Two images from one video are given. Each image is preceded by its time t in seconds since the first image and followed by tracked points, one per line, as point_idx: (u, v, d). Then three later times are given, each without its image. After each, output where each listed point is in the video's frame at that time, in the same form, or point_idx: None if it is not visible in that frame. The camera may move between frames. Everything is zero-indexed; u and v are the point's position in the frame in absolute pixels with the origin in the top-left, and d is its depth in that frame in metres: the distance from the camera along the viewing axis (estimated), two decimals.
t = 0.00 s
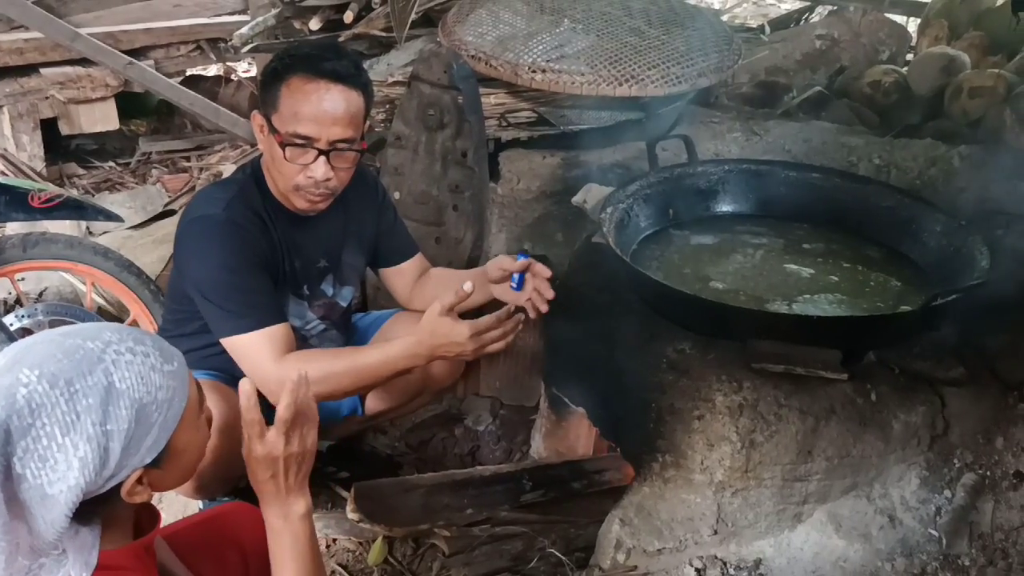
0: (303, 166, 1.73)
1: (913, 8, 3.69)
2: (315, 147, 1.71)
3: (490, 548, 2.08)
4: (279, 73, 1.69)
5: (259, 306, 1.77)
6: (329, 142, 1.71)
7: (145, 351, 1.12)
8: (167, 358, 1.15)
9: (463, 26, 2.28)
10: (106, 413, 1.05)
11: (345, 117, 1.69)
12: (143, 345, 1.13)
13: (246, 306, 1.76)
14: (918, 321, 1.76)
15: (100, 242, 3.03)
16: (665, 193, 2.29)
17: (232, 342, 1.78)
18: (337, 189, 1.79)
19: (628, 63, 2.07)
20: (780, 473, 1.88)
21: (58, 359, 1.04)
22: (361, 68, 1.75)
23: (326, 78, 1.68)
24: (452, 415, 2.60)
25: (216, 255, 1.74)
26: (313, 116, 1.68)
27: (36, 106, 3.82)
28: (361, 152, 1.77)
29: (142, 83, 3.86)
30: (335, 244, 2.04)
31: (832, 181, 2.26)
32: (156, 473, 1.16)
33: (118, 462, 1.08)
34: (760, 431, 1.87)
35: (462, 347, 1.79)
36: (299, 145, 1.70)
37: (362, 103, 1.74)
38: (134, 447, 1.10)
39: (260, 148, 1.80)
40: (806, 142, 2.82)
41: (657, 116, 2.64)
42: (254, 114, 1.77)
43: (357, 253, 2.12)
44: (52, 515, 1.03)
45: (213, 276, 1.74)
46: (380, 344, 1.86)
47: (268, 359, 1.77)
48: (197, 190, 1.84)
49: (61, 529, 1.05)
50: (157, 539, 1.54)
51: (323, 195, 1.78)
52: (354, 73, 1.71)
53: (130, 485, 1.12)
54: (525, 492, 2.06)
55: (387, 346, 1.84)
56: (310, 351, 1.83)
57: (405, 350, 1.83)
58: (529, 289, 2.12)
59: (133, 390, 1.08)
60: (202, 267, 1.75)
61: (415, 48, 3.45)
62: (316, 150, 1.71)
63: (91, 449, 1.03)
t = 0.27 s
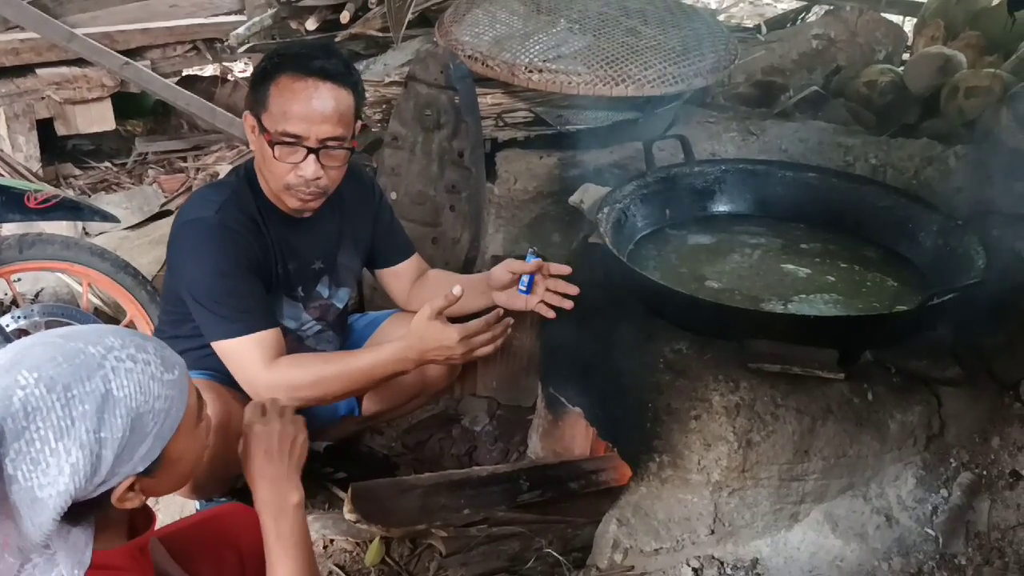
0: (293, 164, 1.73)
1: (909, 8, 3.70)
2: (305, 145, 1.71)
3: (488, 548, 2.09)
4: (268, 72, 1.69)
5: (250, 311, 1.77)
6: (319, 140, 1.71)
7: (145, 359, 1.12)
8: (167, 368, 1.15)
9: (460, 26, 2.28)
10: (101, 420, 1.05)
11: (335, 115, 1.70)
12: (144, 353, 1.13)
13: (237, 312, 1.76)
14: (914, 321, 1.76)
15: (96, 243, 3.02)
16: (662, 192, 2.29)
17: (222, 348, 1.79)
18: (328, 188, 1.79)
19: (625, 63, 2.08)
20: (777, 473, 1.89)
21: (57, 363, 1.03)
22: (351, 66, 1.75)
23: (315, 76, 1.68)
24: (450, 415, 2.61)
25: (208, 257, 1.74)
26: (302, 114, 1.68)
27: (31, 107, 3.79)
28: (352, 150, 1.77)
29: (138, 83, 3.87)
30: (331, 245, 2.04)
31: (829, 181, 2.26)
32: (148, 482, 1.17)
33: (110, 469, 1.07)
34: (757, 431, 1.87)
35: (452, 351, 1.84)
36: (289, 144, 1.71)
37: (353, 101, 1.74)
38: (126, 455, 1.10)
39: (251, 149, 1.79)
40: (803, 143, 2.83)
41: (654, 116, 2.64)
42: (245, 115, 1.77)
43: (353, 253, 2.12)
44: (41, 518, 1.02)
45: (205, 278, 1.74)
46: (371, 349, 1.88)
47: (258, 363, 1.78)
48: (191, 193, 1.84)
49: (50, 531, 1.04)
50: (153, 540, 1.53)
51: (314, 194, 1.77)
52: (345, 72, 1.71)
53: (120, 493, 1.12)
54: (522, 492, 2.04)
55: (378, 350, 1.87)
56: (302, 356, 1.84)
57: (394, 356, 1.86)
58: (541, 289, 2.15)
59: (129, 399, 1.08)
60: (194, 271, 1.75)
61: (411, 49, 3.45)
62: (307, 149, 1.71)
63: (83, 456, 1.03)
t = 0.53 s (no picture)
0: (283, 167, 1.73)
1: (906, 8, 3.70)
2: (294, 147, 1.71)
3: (487, 550, 2.09)
4: (253, 76, 1.69)
5: (243, 323, 1.79)
6: (308, 141, 1.71)
7: (153, 360, 1.12)
8: (174, 369, 1.15)
9: (458, 28, 2.28)
10: (107, 420, 1.04)
11: (322, 115, 1.70)
12: (151, 354, 1.13)
13: (229, 322, 1.77)
14: (913, 321, 1.76)
15: (94, 246, 3.02)
16: (660, 194, 2.29)
17: (215, 357, 1.80)
18: (320, 189, 1.78)
19: (624, 64, 2.08)
20: (776, 474, 1.89)
21: (65, 361, 1.03)
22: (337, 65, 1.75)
23: (300, 76, 1.68)
24: (449, 417, 2.61)
25: (199, 267, 1.75)
26: (289, 117, 1.68)
27: (29, 110, 3.80)
28: (342, 150, 1.77)
29: (136, 85, 3.86)
30: (326, 248, 2.04)
31: (827, 182, 2.26)
32: (150, 482, 1.16)
33: (114, 469, 1.07)
34: (756, 431, 1.87)
35: (442, 359, 1.83)
36: (278, 146, 1.71)
37: (340, 101, 1.74)
38: (130, 456, 1.09)
39: (242, 154, 1.80)
40: (801, 143, 2.85)
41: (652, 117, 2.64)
42: (233, 121, 1.77)
43: (349, 256, 2.12)
44: (43, 516, 1.02)
45: (196, 288, 1.75)
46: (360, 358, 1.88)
47: (249, 374, 1.79)
48: (185, 200, 1.84)
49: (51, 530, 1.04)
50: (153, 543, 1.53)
51: (307, 195, 1.77)
52: (330, 71, 1.71)
53: (122, 493, 1.12)
54: (522, 493, 2.04)
55: (367, 359, 1.86)
56: (294, 367, 1.84)
57: (383, 364, 1.86)
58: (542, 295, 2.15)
59: (136, 399, 1.08)
60: (188, 280, 1.76)
61: (409, 51, 3.45)
62: (296, 151, 1.71)
63: (88, 454, 1.03)
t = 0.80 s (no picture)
0: (273, 168, 1.73)
1: (905, 7, 3.70)
2: (284, 148, 1.71)
3: (487, 549, 2.10)
4: (239, 78, 1.68)
5: (235, 327, 1.80)
6: (298, 141, 1.71)
7: (155, 348, 1.15)
8: (174, 357, 1.19)
9: (457, 27, 2.28)
10: (116, 404, 1.06)
11: (311, 115, 1.70)
12: (152, 343, 1.16)
13: (221, 327, 1.78)
14: (911, 319, 1.76)
15: (93, 246, 3.02)
16: (658, 193, 2.29)
17: (207, 362, 1.82)
18: (312, 189, 1.79)
19: (622, 63, 2.08)
20: (775, 473, 1.89)
21: (71, 348, 1.05)
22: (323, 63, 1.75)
23: (286, 76, 1.68)
24: (448, 416, 2.61)
25: (191, 273, 1.75)
26: (278, 117, 1.68)
27: (27, 110, 3.79)
28: (332, 148, 1.77)
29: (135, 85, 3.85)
30: (321, 249, 2.04)
31: (825, 180, 2.26)
32: (155, 471, 1.17)
33: (123, 454, 1.08)
34: (755, 430, 1.87)
35: (434, 363, 1.88)
36: (268, 148, 1.71)
37: (328, 100, 1.74)
38: (137, 442, 1.11)
39: (232, 157, 1.80)
40: (800, 142, 2.85)
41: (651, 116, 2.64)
42: (222, 123, 1.77)
43: (344, 256, 2.12)
44: (55, 504, 1.01)
45: (188, 294, 1.76)
46: (351, 363, 1.92)
47: (243, 379, 1.82)
48: (176, 204, 1.84)
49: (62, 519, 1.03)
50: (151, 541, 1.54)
51: (299, 195, 1.77)
52: (316, 69, 1.71)
53: (130, 481, 1.13)
54: (521, 493, 2.04)
55: (359, 363, 1.90)
56: (287, 371, 1.87)
57: (374, 368, 1.89)
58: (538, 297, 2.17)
59: (141, 384, 1.10)
60: (179, 285, 1.76)
61: (407, 51, 3.45)
62: (285, 151, 1.71)
63: (99, 438, 1.03)
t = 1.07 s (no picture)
0: (267, 168, 1.73)
1: (904, 5, 3.70)
2: (277, 148, 1.71)
3: (487, 549, 2.10)
4: (230, 79, 1.69)
5: (229, 331, 1.80)
6: (290, 140, 1.71)
7: (164, 345, 1.16)
8: (182, 355, 1.19)
9: (456, 27, 2.28)
10: (126, 396, 1.06)
11: (303, 114, 1.70)
12: (161, 340, 1.17)
13: (214, 331, 1.79)
14: (911, 317, 1.76)
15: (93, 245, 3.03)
16: (658, 192, 2.29)
17: (202, 365, 1.82)
18: (306, 188, 1.79)
19: (622, 62, 2.08)
20: (775, 471, 1.89)
21: (83, 341, 1.06)
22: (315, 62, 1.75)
23: (277, 75, 1.68)
24: (448, 415, 2.62)
25: (185, 276, 1.76)
26: (270, 117, 1.68)
27: (26, 110, 3.80)
28: (324, 147, 1.77)
29: (134, 85, 3.85)
30: (317, 249, 2.04)
31: (824, 179, 2.26)
32: (159, 469, 1.16)
33: (131, 448, 1.08)
34: (755, 429, 1.87)
35: (429, 366, 1.88)
36: (260, 148, 1.71)
37: (320, 98, 1.74)
38: (145, 436, 1.11)
39: (226, 159, 1.80)
40: (799, 141, 2.86)
41: (650, 115, 2.64)
42: (215, 126, 1.78)
43: (340, 256, 2.12)
44: (63, 495, 1.01)
45: (182, 298, 1.76)
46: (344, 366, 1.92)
47: (237, 382, 1.82)
48: (170, 207, 1.84)
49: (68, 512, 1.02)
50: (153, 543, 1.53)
51: (293, 195, 1.77)
52: (306, 68, 1.71)
53: (135, 478, 1.12)
54: (521, 492, 2.03)
55: (351, 366, 1.91)
56: (282, 374, 1.87)
57: (368, 370, 1.90)
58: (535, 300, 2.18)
59: (151, 379, 1.10)
60: (174, 288, 1.76)
61: (406, 50, 3.44)
62: (278, 151, 1.71)
63: (109, 429, 1.03)
